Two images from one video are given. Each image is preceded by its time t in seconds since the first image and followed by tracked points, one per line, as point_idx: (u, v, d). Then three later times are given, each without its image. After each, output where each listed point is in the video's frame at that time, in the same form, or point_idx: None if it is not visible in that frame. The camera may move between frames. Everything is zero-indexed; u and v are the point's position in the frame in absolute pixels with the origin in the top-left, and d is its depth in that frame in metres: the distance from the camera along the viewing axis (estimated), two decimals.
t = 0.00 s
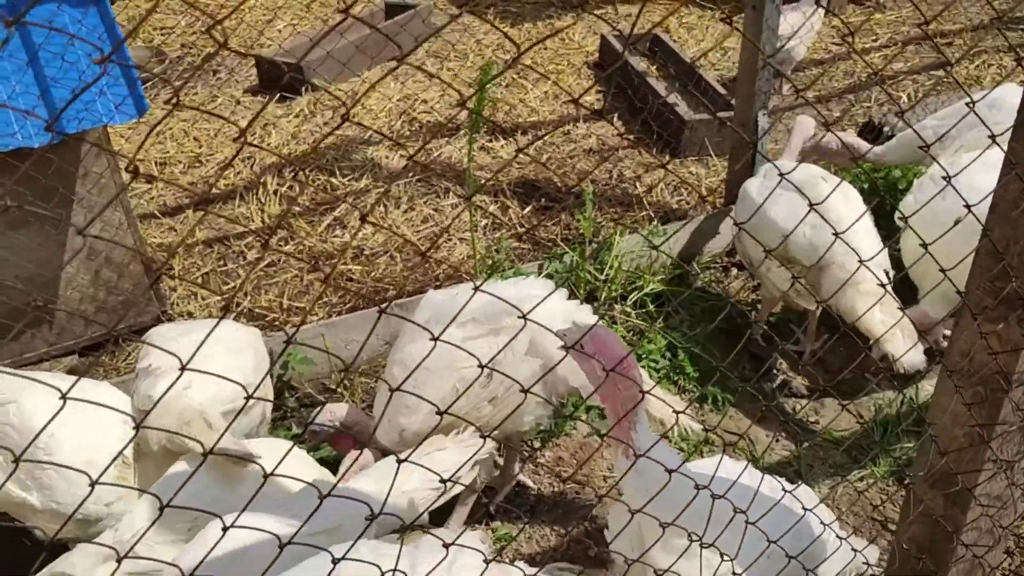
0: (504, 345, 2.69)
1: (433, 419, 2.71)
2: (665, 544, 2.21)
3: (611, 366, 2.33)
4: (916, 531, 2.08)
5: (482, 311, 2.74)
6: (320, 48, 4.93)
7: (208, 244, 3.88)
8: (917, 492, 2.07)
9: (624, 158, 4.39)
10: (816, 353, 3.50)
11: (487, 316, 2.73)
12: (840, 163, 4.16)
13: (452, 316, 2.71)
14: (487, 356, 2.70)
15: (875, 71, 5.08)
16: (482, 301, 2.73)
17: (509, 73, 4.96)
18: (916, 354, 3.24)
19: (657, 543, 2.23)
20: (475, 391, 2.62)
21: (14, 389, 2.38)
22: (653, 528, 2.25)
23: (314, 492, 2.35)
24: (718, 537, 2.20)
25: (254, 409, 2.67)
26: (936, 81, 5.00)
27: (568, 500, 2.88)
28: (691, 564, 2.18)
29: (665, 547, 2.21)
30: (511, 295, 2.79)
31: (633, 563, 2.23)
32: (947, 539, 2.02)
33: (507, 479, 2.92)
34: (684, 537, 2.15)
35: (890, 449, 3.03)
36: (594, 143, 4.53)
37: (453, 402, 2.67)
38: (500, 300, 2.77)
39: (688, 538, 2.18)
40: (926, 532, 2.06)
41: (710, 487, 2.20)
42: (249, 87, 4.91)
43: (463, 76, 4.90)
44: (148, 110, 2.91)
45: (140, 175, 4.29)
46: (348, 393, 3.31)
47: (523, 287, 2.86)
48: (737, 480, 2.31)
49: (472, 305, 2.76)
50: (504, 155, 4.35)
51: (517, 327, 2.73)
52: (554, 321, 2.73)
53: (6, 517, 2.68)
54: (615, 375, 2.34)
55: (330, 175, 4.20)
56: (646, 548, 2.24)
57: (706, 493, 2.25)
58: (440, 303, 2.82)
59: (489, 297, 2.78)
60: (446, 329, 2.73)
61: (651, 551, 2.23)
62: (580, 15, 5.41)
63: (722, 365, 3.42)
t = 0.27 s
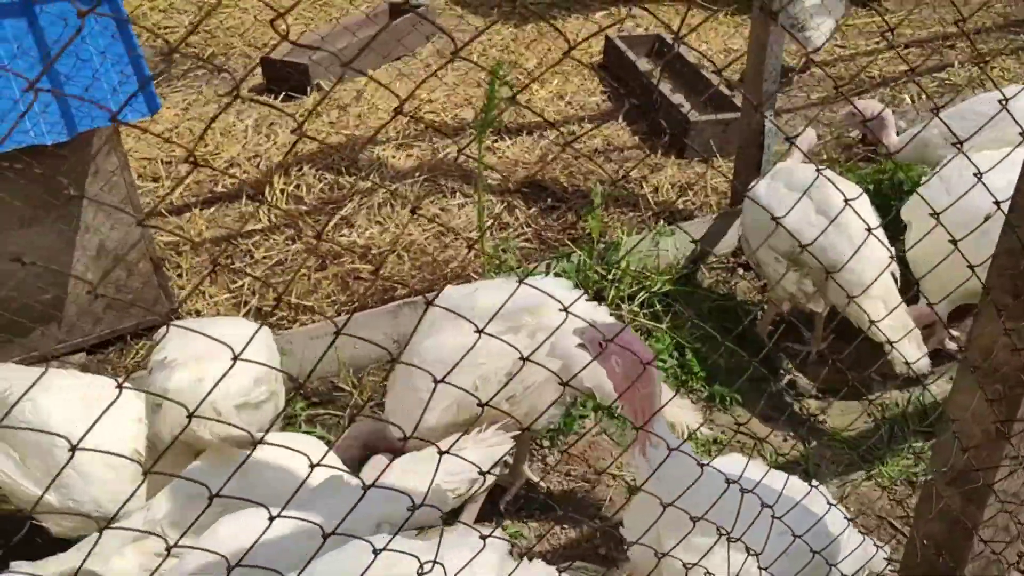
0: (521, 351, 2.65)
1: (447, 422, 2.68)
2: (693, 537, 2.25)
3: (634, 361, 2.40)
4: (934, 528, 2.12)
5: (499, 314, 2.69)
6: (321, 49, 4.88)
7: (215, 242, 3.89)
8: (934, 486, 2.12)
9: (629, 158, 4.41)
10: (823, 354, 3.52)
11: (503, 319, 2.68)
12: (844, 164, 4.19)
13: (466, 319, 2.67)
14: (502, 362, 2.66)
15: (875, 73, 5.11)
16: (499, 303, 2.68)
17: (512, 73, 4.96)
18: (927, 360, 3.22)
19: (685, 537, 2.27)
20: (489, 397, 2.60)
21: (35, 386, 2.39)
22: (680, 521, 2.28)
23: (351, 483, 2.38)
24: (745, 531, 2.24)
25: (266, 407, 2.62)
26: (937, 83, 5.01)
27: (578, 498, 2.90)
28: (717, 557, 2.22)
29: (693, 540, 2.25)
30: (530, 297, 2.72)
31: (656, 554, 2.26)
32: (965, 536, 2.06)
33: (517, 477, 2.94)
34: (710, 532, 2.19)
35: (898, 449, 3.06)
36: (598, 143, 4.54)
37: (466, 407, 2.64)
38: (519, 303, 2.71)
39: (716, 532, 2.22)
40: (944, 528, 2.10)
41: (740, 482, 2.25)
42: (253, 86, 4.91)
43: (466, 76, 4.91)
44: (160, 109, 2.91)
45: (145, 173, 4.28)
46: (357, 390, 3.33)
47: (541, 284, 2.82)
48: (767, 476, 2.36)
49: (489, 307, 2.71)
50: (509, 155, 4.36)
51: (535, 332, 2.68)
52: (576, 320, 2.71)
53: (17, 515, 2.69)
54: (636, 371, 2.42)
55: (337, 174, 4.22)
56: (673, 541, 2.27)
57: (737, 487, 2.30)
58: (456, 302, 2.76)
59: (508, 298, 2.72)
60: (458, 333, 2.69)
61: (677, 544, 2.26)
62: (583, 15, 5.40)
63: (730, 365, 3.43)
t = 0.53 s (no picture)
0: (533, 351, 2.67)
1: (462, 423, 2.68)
2: (727, 534, 2.27)
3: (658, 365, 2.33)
4: (952, 525, 2.16)
5: (512, 315, 2.72)
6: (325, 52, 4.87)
7: (222, 245, 3.89)
8: (951, 484, 2.16)
9: (633, 161, 4.43)
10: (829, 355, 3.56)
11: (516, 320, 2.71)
12: (847, 168, 4.23)
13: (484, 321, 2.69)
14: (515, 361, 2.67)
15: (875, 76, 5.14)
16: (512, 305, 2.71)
17: (515, 76, 4.97)
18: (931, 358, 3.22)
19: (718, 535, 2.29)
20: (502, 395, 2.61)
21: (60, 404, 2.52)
22: (716, 519, 2.31)
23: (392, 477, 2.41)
24: (779, 529, 2.27)
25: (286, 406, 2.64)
26: (937, 86, 5.04)
27: (590, 499, 2.93)
28: (751, 554, 2.24)
29: (727, 537, 2.27)
30: (545, 299, 2.75)
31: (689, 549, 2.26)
32: (983, 534, 2.10)
33: (529, 478, 2.96)
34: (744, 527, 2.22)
35: (905, 450, 3.09)
36: (602, 146, 4.56)
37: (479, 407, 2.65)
38: (533, 305, 2.74)
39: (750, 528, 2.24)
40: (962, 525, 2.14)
41: (775, 480, 2.30)
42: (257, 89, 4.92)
43: (469, 79, 4.93)
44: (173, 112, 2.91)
45: (151, 176, 4.29)
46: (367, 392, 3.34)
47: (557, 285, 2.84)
48: (798, 480, 2.41)
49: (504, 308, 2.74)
50: (514, 158, 4.38)
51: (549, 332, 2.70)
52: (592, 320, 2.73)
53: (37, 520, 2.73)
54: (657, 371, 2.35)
55: (343, 177, 4.23)
56: (707, 537, 2.28)
57: (771, 487, 2.35)
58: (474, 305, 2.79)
59: (523, 300, 2.74)
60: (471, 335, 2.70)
61: (711, 540, 2.27)
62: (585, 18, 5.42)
63: (737, 367, 3.46)
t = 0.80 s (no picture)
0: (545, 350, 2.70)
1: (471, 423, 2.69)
2: (757, 523, 2.30)
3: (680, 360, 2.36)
4: (963, 519, 2.21)
5: (526, 314, 2.75)
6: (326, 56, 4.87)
7: (227, 247, 3.90)
8: (961, 478, 2.21)
9: (634, 164, 4.46)
10: (831, 355, 3.60)
11: (528, 319, 2.74)
12: (846, 170, 4.27)
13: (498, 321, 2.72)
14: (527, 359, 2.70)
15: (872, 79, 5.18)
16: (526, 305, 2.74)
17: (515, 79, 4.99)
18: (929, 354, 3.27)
19: (748, 524, 2.32)
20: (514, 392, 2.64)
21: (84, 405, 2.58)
22: (748, 509, 2.34)
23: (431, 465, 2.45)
24: (806, 521, 2.31)
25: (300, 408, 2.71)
26: (932, 89, 5.08)
27: (598, 497, 2.96)
28: (779, 544, 2.28)
29: (757, 527, 2.30)
30: (557, 299, 2.79)
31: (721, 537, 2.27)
32: (995, 527, 2.15)
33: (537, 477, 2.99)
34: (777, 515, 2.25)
35: (908, 447, 3.13)
36: (602, 149, 4.59)
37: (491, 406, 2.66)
38: (545, 305, 2.77)
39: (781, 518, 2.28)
40: (973, 519, 2.18)
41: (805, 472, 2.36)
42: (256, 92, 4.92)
43: (468, 82, 4.94)
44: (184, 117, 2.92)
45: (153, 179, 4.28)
46: (374, 393, 3.36)
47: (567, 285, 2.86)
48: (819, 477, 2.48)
49: (518, 308, 2.77)
50: (516, 161, 4.41)
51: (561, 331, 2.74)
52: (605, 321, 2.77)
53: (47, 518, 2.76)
54: (678, 365, 2.39)
55: (346, 180, 4.25)
56: (738, 526, 2.31)
57: (798, 481, 2.40)
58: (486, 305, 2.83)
59: (536, 301, 2.78)
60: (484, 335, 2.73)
61: (741, 529, 2.30)
62: (583, 22, 5.45)
63: (740, 367, 3.50)
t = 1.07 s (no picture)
0: (548, 348, 2.74)
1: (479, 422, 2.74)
2: (779, 504, 2.35)
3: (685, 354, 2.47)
4: (969, 504, 2.25)
5: (529, 311, 2.79)
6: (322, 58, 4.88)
7: (229, 249, 3.92)
8: (965, 465, 2.26)
9: (631, 164, 4.50)
10: (829, 350, 3.65)
11: (531, 316, 2.78)
12: (841, 169, 4.32)
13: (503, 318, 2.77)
14: (531, 356, 2.73)
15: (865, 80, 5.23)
16: (529, 302, 2.79)
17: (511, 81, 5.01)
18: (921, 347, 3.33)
19: (769, 504, 2.36)
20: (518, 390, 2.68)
21: (90, 399, 2.60)
22: (767, 493, 2.37)
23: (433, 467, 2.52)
24: (827, 501, 2.37)
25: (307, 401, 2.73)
26: (924, 89, 5.13)
27: (604, 491, 3.00)
28: (798, 526, 2.33)
29: (778, 508, 2.36)
30: (559, 295, 2.83)
31: (746, 517, 2.30)
32: (1001, 510, 2.20)
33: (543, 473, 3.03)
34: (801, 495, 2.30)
35: (907, 439, 3.18)
36: (599, 150, 4.62)
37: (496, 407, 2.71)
38: (547, 301, 2.81)
39: (802, 499, 2.34)
40: (978, 504, 2.23)
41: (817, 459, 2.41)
42: (254, 96, 4.93)
43: (465, 84, 4.96)
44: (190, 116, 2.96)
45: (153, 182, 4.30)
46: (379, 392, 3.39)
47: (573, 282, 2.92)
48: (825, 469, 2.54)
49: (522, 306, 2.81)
50: (515, 162, 4.44)
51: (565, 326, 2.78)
52: (610, 314, 2.82)
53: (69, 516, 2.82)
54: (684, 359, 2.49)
55: (347, 182, 4.27)
56: (759, 508, 2.34)
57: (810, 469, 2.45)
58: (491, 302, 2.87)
59: (538, 297, 2.82)
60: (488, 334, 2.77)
61: (764, 510, 2.35)
62: (577, 24, 5.48)
63: (740, 363, 3.55)
